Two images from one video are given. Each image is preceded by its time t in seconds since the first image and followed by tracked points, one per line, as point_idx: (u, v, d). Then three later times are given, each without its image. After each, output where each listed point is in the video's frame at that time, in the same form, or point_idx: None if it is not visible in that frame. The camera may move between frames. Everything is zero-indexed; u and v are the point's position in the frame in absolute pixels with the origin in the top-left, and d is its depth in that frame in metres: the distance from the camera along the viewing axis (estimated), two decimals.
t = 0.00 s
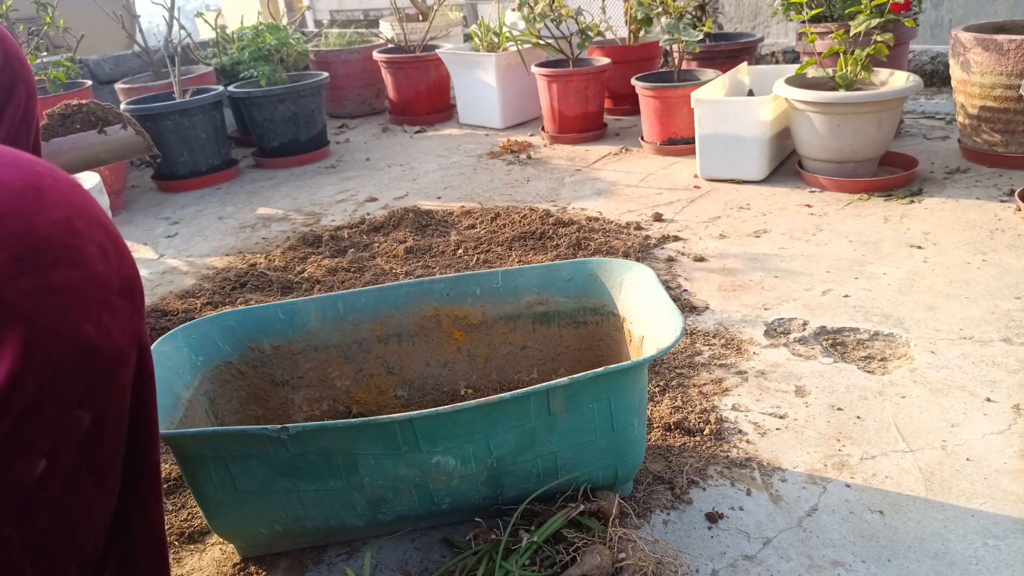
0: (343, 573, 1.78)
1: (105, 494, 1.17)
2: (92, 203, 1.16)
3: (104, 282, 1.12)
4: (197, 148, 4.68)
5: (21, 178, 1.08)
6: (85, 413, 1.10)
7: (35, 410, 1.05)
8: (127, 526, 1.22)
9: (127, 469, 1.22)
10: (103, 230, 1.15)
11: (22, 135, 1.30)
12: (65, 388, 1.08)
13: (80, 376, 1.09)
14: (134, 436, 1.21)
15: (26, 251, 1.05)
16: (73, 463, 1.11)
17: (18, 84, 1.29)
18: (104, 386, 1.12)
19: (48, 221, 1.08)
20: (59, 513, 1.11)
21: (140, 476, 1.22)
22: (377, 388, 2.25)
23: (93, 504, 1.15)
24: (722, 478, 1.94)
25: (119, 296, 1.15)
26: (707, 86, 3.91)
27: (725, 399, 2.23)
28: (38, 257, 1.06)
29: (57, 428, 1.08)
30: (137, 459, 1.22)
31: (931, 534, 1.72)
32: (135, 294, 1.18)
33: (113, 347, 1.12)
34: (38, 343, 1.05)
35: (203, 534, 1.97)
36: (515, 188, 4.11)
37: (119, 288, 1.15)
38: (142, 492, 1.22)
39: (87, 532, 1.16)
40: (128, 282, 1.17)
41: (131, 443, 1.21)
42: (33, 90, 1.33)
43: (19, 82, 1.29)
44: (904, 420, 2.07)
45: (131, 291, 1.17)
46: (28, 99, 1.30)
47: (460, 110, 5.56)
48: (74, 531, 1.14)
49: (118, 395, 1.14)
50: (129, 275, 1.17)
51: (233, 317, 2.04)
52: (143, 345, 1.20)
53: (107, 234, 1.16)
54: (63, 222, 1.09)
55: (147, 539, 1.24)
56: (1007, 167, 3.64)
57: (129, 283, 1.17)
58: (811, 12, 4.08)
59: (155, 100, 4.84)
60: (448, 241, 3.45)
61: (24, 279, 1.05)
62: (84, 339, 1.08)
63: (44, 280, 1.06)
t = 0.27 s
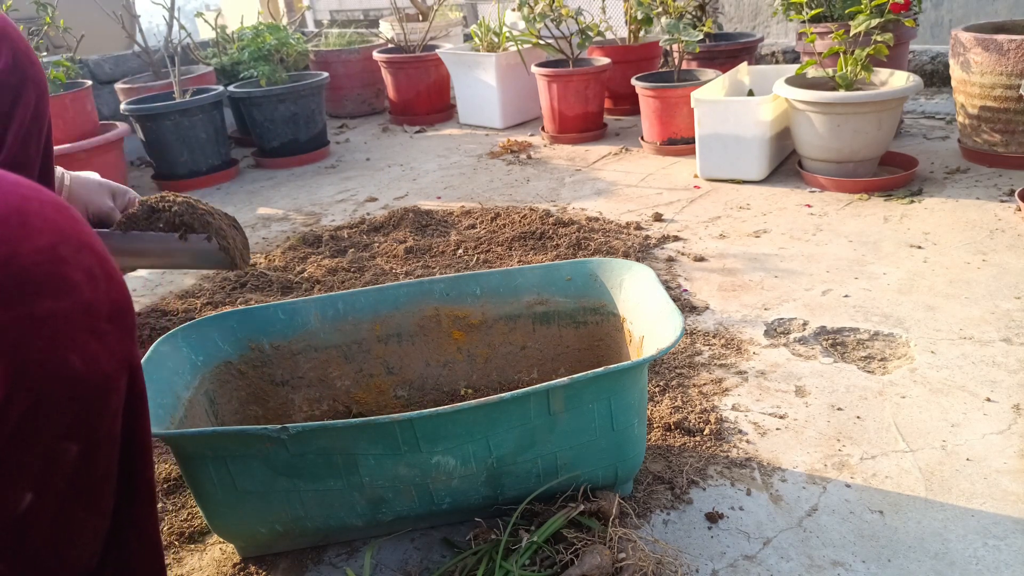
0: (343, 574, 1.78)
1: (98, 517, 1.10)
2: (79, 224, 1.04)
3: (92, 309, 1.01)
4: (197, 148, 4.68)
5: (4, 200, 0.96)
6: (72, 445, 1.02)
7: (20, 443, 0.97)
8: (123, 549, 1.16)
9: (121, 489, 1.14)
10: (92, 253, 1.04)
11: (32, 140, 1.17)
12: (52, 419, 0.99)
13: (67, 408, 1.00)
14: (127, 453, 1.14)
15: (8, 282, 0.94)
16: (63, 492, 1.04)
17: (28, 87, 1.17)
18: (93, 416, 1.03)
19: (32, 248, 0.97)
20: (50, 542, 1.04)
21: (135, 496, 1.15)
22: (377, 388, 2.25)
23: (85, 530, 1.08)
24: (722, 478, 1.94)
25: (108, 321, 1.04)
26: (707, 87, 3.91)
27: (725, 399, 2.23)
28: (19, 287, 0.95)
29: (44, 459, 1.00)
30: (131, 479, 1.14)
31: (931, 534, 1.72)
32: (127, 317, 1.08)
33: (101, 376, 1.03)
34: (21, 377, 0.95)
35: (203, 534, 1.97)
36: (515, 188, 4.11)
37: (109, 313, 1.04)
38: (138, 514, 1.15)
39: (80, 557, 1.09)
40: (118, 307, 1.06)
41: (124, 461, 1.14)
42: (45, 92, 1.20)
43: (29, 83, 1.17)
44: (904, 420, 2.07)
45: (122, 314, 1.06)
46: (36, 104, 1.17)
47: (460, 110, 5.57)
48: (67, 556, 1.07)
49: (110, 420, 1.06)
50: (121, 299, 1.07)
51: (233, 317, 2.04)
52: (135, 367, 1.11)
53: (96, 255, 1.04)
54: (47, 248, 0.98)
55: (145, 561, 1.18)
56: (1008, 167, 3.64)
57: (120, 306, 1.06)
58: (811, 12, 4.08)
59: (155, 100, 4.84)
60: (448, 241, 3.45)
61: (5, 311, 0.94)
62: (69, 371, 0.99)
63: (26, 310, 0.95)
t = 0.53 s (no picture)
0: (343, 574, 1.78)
1: (97, 532, 1.08)
2: (79, 241, 1.01)
3: (90, 329, 0.99)
4: (197, 148, 4.68)
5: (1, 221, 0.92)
6: (69, 466, 1.01)
7: (17, 466, 0.96)
8: (121, 560, 1.15)
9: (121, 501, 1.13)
10: (90, 270, 1.01)
11: (52, 159, 1.15)
12: (48, 441, 0.97)
13: (63, 430, 0.98)
14: (127, 467, 1.12)
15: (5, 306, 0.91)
16: (61, 511, 1.02)
17: (52, 102, 1.13)
18: (90, 436, 1.01)
19: (29, 269, 0.93)
20: (48, 560, 1.03)
21: (134, 509, 1.13)
22: (377, 388, 2.25)
23: (84, 545, 1.07)
24: (722, 478, 1.94)
25: (107, 340, 1.02)
26: (707, 86, 3.91)
27: (725, 399, 2.23)
28: (17, 311, 0.92)
29: (41, 481, 0.98)
30: (131, 492, 1.13)
31: (931, 533, 1.72)
32: (127, 333, 1.05)
33: (99, 396, 1.01)
34: (18, 403, 0.93)
35: (203, 534, 1.98)
36: (515, 188, 4.11)
37: (107, 331, 1.02)
38: (137, 528, 1.14)
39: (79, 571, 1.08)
40: (117, 324, 1.03)
41: (124, 474, 1.12)
42: (69, 110, 1.17)
43: (53, 102, 1.13)
44: (904, 420, 2.07)
45: (121, 332, 1.04)
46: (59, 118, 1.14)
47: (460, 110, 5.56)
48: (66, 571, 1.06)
49: (107, 439, 1.04)
50: (120, 315, 1.04)
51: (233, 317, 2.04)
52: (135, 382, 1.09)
53: (95, 273, 1.01)
54: (44, 269, 0.95)
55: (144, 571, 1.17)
56: (1008, 167, 3.64)
57: (119, 324, 1.04)
58: (811, 12, 4.08)
59: (155, 100, 4.84)
60: (448, 241, 3.45)
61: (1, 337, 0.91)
62: (66, 394, 0.97)
63: (23, 334, 0.93)
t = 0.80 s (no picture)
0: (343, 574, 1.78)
1: (102, 528, 1.09)
2: (86, 235, 1.02)
3: (99, 321, 1.00)
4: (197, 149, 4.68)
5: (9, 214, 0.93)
6: (78, 458, 1.01)
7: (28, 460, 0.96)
8: (124, 556, 1.16)
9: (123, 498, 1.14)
10: (97, 263, 1.02)
11: (60, 171, 1.15)
12: (59, 434, 0.98)
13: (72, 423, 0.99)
14: (129, 464, 1.13)
15: (17, 298, 0.92)
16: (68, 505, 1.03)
17: (57, 114, 1.13)
18: (97, 429, 1.02)
19: (38, 262, 0.94)
20: (55, 556, 1.03)
21: (137, 505, 1.14)
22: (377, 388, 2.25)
23: (89, 541, 1.07)
24: (722, 478, 1.94)
25: (115, 333, 1.03)
26: (707, 87, 3.91)
27: (725, 399, 2.23)
28: (27, 303, 0.93)
29: (50, 475, 0.99)
30: (134, 488, 1.14)
31: (931, 534, 1.72)
32: (133, 328, 1.07)
33: (107, 390, 1.02)
34: (30, 395, 0.94)
35: (203, 534, 1.98)
36: (515, 188, 4.11)
37: (115, 325, 1.03)
38: (140, 524, 1.15)
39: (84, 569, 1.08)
40: (123, 317, 1.05)
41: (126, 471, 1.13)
42: (78, 121, 1.16)
43: (58, 113, 1.13)
44: (904, 420, 2.07)
45: (128, 326, 1.05)
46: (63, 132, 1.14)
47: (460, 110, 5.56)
48: (72, 568, 1.06)
49: (113, 434, 1.05)
50: (126, 309, 1.05)
51: (233, 317, 2.05)
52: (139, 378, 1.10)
53: (101, 267, 1.03)
54: (53, 262, 0.96)
55: (147, 567, 1.17)
56: (1008, 167, 3.64)
57: (126, 318, 1.05)
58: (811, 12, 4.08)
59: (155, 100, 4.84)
60: (448, 241, 3.45)
61: (13, 328, 0.92)
62: (77, 386, 0.98)
63: (33, 326, 0.94)
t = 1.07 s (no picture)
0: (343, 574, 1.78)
1: (104, 527, 1.08)
2: (95, 233, 1.03)
3: (106, 318, 1.00)
4: (197, 148, 4.68)
5: (21, 210, 0.94)
6: (83, 454, 1.01)
7: (34, 454, 0.96)
8: (125, 557, 1.14)
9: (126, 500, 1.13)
10: (106, 261, 1.02)
11: (65, 168, 1.17)
12: (65, 429, 0.98)
13: (77, 418, 0.99)
14: (135, 465, 1.12)
15: (27, 292, 0.92)
16: (72, 501, 1.03)
17: (65, 115, 1.14)
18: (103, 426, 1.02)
19: (50, 257, 0.95)
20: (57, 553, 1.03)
21: (140, 506, 1.13)
22: (378, 388, 2.24)
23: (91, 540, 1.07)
24: (722, 478, 1.94)
25: (122, 330, 1.03)
26: (707, 86, 3.91)
27: (725, 399, 2.23)
28: (36, 299, 0.93)
29: (55, 469, 0.98)
30: (138, 489, 1.13)
31: (931, 533, 1.72)
32: (139, 326, 1.07)
33: (113, 386, 1.02)
34: (37, 388, 0.94)
35: (202, 534, 1.97)
36: (515, 188, 4.11)
37: (121, 322, 1.03)
38: (143, 525, 1.14)
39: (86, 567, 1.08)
40: (130, 315, 1.05)
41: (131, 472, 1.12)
42: (83, 119, 1.17)
43: (66, 113, 1.14)
44: (904, 420, 2.07)
45: (134, 323, 1.05)
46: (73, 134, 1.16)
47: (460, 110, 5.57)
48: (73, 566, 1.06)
49: (119, 431, 1.05)
50: (132, 307, 1.06)
51: (232, 317, 2.05)
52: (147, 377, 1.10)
53: (109, 264, 1.03)
54: (64, 257, 0.96)
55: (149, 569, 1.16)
56: (1008, 167, 3.64)
57: (133, 315, 1.05)
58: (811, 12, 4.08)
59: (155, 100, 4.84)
60: (448, 241, 3.45)
61: (23, 321, 0.92)
62: (84, 381, 0.98)
63: (42, 320, 0.94)
